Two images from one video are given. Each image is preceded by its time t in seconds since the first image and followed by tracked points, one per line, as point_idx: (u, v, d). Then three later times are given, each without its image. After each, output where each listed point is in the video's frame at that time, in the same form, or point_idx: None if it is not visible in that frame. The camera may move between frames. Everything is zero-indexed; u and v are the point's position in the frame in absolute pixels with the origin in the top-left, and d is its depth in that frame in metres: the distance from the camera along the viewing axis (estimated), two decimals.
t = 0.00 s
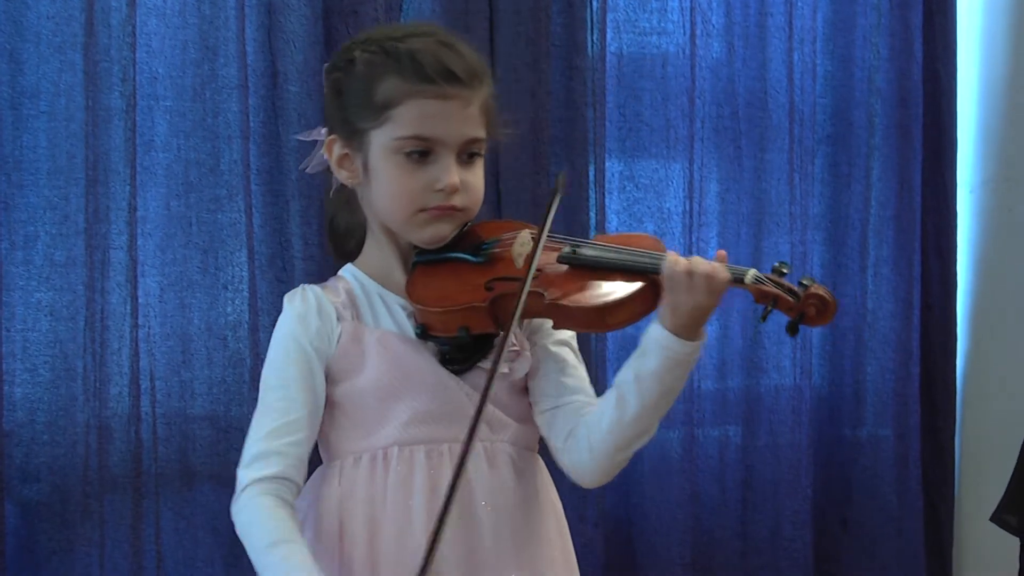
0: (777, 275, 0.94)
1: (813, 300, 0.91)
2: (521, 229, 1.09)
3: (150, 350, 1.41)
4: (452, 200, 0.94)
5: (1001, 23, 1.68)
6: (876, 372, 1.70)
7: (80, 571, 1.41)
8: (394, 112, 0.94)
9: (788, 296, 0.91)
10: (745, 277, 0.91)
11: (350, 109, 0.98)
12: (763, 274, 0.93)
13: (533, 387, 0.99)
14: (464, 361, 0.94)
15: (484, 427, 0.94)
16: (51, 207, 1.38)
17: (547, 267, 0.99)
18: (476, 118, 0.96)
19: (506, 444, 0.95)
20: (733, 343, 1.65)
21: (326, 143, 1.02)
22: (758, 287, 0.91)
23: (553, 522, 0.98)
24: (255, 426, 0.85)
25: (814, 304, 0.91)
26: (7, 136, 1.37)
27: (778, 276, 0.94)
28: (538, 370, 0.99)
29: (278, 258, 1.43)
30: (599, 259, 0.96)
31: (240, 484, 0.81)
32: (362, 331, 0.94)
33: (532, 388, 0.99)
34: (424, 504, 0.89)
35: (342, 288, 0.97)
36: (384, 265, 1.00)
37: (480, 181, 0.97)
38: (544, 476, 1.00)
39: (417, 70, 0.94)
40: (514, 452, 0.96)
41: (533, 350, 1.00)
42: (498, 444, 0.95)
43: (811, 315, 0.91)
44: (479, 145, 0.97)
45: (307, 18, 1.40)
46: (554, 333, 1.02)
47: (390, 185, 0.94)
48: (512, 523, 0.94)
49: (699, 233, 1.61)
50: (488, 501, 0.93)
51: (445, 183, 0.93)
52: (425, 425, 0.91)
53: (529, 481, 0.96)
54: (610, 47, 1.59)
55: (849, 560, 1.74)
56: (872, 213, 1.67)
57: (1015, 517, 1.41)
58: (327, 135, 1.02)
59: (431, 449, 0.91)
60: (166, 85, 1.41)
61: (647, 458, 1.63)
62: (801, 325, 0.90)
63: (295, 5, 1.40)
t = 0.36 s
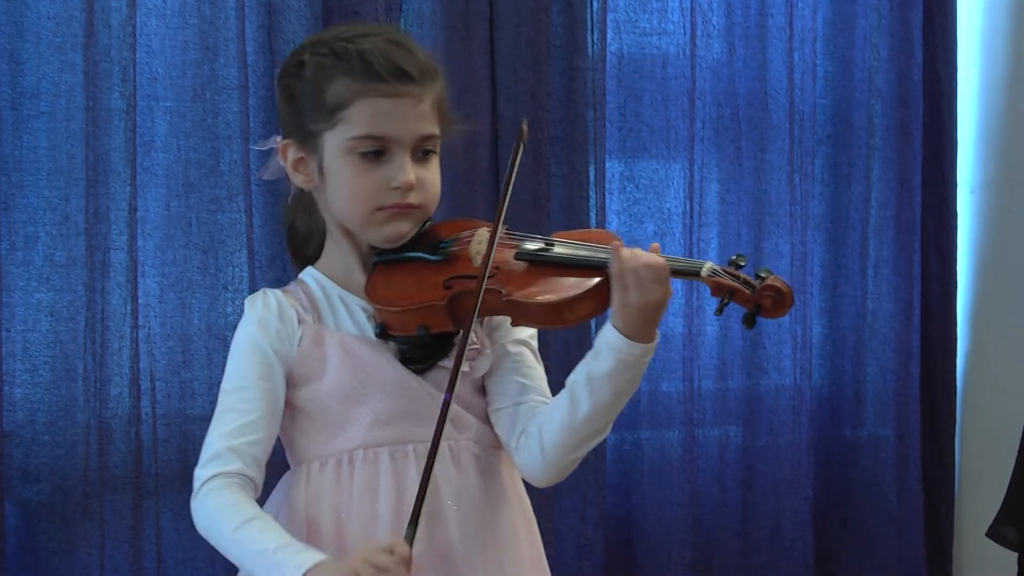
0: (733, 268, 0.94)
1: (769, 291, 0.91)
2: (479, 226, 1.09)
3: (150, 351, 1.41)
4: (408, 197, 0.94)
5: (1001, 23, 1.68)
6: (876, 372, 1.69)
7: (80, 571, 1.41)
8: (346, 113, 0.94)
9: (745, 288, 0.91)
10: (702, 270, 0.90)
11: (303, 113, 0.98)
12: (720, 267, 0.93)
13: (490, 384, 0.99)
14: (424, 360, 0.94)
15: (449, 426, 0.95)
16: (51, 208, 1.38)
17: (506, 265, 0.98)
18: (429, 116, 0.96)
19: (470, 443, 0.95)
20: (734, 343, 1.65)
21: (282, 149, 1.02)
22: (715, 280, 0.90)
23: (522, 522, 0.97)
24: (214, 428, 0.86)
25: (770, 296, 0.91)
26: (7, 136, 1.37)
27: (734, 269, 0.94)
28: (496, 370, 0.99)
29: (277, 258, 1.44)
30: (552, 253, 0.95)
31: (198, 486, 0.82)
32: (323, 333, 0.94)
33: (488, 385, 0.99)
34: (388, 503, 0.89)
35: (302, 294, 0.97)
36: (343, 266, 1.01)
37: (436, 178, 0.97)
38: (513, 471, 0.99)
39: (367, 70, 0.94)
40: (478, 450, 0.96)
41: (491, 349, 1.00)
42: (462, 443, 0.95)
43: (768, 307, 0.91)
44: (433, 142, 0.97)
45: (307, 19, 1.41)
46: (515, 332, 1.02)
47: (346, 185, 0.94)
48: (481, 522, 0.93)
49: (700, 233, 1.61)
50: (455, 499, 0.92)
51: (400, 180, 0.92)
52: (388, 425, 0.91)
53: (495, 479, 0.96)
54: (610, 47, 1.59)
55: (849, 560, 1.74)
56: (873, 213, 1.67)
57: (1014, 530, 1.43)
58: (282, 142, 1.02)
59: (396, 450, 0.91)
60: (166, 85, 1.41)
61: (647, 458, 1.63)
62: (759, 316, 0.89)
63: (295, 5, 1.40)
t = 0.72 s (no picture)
0: (733, 283, 0.96)
1: (769, 305, 0.91)
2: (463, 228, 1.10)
3: (150, 351, 1.41)
4: (395, 194, 0.94)
5: (1001, 23, 1.68)
6: (876, 372, 1.69)
7: (80, 571, 1.41)
8: (335, 107, 0.93)
9: (743, 302, 0.91)
10: (701, 283, 0.92)
11: (291, 107, 0.98)
12: (720, 280, 0.94)
13: (468, 386, 0.98)
14: (406, 358, 0.94)
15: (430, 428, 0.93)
16: (50, 208, 1.38)
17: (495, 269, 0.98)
18: (417, 114, 0.96)
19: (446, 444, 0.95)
20: (734, 344, 1.64)
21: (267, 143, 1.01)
22: (713, 292, 0.92)
23: (496, 524, 0.97)
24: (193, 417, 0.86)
25: (770, 310, 0.91)
26: (7, 136, 1.37)
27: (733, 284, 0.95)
28: (473, 372, 0.99)
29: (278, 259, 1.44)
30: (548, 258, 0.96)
31: (186, 474, 0.83)
32: (303, 327, 0.93)
33: (466, 387, 0.99)
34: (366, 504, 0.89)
35: (281, 283, 0.96)
36: (324, 259, 0.99)
37: (422, 177, 0.97)
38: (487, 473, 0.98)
39: (358, 66, 0.94)
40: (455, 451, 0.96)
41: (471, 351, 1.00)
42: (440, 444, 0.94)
43: (766, 321, 0.91)
44: (421, 140, 0.97)
45: (308, 19, 1.41)
46: (496, 335, 1.02)
47: (332, 180, 0.93)
48: (456, 524, 0.94)
49: (700, 233, 1.61)
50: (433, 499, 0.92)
51: (387, 177, 0.92)
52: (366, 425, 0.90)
53: (472, 482, 0.96)
54: (610, 47, 1.59)
55: (848, 560, 1.74)
56: (873, 213, 1.67)
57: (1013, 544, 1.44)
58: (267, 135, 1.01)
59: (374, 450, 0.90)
60: (165, 85, 1.41)
61: (646, 458, 1.63)
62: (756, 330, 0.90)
63: (295, 5, 1.40)
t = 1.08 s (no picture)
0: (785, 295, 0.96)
1: (823, 321, 0.92)
2: (513, 231, 1.09)
3: (150, 349, 1.41)
4: (448, 194, 0.91)
5: (1001, 22, 1.68)
6: (876, 371, 1.70)
7: (80, 571, 1.40)
8: (393, 103, 0.91)
9: (797, 316, 0.93)
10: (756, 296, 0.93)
11: (346, 100, 0.95)
12: (774, 292, 0.95)
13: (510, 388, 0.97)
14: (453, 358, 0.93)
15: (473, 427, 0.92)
16: (50, 206, 1.38)
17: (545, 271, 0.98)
18: (474, 115, 0.94)
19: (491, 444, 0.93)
20: (733, 342, 1.65)
21: (319, 135, 0.99)
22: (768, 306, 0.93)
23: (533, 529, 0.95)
24: (282, 406, 0.85)
25: (825, 326, 0.92)
26: (7, 135, 1.37)
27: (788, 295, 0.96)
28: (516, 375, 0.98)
29: (277, 258, 1.43)
30: (610, 268, 0.96)
31: (300, 451, 0.82)
32: (355, 318, 0.92)
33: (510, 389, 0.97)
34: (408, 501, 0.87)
35: (329, 271, 0.95)
36: (370, 255, 0.98)
37: (475, 178, 0.95)
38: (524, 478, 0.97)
39: (417, 62, 0.92)
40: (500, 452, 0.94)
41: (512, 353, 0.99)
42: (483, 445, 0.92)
43: (820, 336, 0.92)
44: (475, 142, 0.95)
45: (306, 18, 1.40)
46: (539, 340, 1.01)
47: (386, 177, 0.91)
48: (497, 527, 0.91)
49: (699, 232, 1.61)
50: (475, 504, 0.89)
51: (442, 175, 0.90)
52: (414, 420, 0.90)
53: (512, 485, 0.94)
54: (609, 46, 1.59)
55: (848, 560, 1.74)
56: (872, 212, 1.68)
57: (1012, 554, 1.45)
58: (320, 128, 0.99)
59: (417, 446, 0.89)
60: (165, 84, 1.41)
61: (647, 457, 1.63)
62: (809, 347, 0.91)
63: (295, 4, 1.40)
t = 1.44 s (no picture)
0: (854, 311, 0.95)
1: (891, 338, 0.90)
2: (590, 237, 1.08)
3: (149, 347, 1.41)
4: (527, 200, 0.93)
5: (1001, 21, 1.68)
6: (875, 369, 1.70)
7: (79, 568, 1.40)
8: (476, 110, 0.93)
9: (866, 332, 0.90)
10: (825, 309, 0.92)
11: (432, 103, 0.98)
12: (842, 308, 0.94)
13: (585, 392, 0.98)
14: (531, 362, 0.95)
15: (543, 429, 0.93)
16: (49, 204, 1.38)
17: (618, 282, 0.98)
18: (556, 122, 0.95)
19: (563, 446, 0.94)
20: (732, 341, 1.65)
21: (404, 135, 1.02)
22: (836, 320, 0.91)
23: (601, 528, 0.97)
24: (372, 385, 0.87)
25: (891, 342, 0.90)
26: (6, 133, 1.37)
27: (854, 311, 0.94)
28: (592, 379, 0.99)
29: (276, 255, 1.44)
30: (686, 279, 0.96)
31: (390, 427, 0.84)
32: (435, 316, 0.95)
33: (584, 393, 0.99)
34: (479, 501, 0.88)
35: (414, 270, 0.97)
36: (451, 258, 1.00)
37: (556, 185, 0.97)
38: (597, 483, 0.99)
39: (501, 70, 0.94)
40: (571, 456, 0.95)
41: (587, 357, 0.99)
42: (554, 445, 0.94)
43: (888, 354, 0.90)
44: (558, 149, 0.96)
45: (306, 16, 1.42)
46: (615, 346, 1.02)
47: (466, 181, 0.93)
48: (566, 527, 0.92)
49: (698, 230, 1.61)
50: (543, 509, 0.91)
51: (521, 183, 0.92)
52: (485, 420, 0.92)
53: (583, 488, 0.96)
54: (609, 44, 1.58)
55: (848, 558, 1.74)
56: (871, 210, 1.68)
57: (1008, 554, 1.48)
58: (407, 126, 1.02)
59: (489, 446, 0.91)
60: (164, 82, 1.41)
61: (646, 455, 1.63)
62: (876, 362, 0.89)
63: (294, 2, 1.41)
